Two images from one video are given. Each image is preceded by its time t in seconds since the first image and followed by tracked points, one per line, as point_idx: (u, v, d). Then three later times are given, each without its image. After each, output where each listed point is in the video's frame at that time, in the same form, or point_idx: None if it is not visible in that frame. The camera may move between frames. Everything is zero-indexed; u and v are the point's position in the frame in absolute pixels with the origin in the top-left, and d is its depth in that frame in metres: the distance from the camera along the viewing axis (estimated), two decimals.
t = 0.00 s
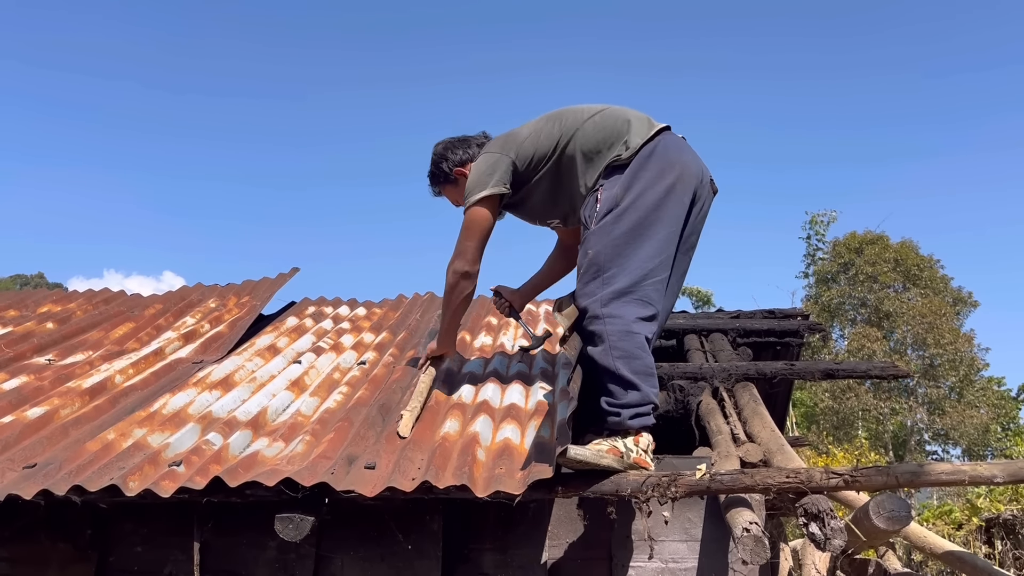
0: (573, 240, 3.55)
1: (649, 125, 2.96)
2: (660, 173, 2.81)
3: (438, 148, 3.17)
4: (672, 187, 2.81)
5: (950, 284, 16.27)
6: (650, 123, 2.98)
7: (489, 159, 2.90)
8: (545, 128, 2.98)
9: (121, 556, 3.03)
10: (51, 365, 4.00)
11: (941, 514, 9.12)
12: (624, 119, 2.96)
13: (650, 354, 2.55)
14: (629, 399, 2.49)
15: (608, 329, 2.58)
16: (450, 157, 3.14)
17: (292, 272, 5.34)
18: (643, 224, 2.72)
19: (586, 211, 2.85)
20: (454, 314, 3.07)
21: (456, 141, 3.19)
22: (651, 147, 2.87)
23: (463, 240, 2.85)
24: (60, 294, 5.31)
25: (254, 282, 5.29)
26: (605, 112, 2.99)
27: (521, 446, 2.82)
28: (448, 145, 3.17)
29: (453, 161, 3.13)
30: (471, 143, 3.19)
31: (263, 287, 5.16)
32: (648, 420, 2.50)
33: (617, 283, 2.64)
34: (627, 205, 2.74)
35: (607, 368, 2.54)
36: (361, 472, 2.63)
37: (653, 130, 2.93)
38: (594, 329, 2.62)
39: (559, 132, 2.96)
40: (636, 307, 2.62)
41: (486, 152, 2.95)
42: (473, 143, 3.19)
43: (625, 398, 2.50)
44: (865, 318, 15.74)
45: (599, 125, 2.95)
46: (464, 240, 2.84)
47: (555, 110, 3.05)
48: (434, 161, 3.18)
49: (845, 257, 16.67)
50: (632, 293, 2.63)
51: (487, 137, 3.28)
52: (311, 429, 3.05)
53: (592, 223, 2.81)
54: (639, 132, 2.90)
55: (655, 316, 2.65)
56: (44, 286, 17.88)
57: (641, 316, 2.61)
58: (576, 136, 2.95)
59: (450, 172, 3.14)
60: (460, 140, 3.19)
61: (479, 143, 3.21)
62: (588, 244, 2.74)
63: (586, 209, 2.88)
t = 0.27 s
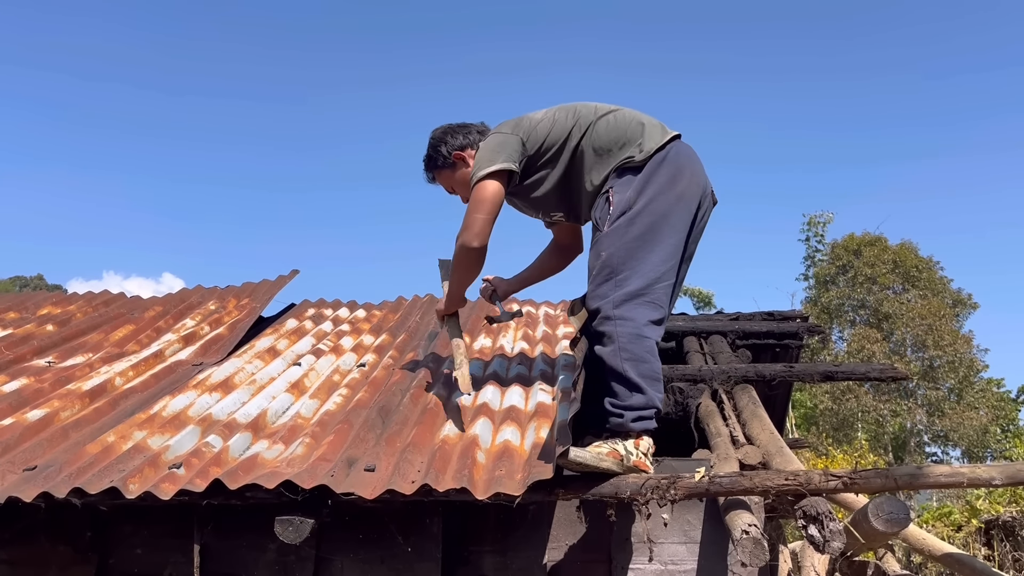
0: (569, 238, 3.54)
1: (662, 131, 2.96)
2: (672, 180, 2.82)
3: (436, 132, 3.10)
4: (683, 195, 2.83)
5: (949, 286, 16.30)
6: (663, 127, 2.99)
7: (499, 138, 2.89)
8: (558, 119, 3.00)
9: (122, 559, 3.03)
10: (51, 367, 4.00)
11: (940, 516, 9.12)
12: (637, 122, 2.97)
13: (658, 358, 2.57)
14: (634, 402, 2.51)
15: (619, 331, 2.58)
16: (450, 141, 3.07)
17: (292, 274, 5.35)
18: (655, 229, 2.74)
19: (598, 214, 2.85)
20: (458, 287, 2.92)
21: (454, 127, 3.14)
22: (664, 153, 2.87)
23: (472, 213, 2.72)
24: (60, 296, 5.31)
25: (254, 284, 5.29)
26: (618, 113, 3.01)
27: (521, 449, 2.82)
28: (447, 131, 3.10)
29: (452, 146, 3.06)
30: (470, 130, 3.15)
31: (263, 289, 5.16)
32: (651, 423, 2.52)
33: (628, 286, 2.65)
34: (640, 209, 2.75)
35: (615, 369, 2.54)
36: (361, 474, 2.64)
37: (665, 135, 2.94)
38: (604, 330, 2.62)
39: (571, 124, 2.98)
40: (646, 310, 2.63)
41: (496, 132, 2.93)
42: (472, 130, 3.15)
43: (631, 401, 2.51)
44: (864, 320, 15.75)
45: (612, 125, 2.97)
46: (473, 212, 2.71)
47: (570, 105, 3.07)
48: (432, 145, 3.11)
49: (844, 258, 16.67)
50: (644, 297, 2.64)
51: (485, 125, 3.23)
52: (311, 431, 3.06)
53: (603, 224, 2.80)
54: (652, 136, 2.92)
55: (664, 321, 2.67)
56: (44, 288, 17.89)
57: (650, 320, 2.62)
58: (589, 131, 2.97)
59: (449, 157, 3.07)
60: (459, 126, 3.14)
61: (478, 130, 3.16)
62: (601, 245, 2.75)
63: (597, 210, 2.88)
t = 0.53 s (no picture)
0: (561, 231, 3.53)
1: (672, 139, 2.97)
2: (682, 187, 2.85)
3: (439, 107, 3.02)
4: (691, 203, 2.86)
5: (947, 288, 16.33)
6: (672, 135, 3.01)
7: (510, 120, 2.87)
8: (571, 110, 2.99)
9: (121, 560, 3.03)
10: (51, 369, 4.00)
11: (939, 518, 9.13)
12: (647, 127, 2.99)
13: (665, 362, 2.60)
14: (639, 404, 2.53)
15: (629, 333, 2.60)
16: (452, 117, 2.99)
17: (291, 276, 5.35)
18: (666, 235, 2.76)
19: (608, 214, 2.83)
20: (472, 261, 2.91)
21: (457, 105, 3.06)
22: (675, 160, 2.90)
23: (492, 191, 2.70)
24: (60, 299, 5.32)
25: (253, 286, 5.30)
26: (629, 115, 3.02)
27: (521, 450, 2.83)
28: (450, 107, 3.02)
29: (454, 122, 2.98)
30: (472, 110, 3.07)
31: (262, 291, 5.17)
32: (652, 426, 2.55)
33: (639, 289, 2.67)
34: (653, 214, 2.76)
35: (623, 371, 2.55)
36: (361, 476, 2.64)
37: (675, 142, 2.96)
38: (614, 330, 2.63)
39: (582, 118, 2.97)
40: (656, 314, 2.65)
41: (507, 113, 2.92)
42: (474, 110, 3.06)
43: (635, 402, 2.54)
44: (863, 322, 15.78)
45: (622, 126, 2.97)
46: (495, 189, 2.69)
47: (582, 99, 3.07)
48: (433, 119, 3.01)
49: (841, 260, 16.67)
50: (654, 301, 2.66)
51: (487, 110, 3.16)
52: (310, 433, 3.06)
53: (614, 225, 2.79)
54: (662, 142, 2.93)
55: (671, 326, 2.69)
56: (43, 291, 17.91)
57: (660, 324, 2.64)
58: (600, 129, 2.96)
59: (449, 132, 2.98)
60: (462, 105, 3.06)
61: (480, 111, 3.08)
62: (613, 247, 2.74)
63: (606, 210, 2.87)
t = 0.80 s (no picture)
0: (555, 226, 3.53)
1: (679, 148, 2.98)
2: (687, 197, 2.88)
3: (445, 87, 2.98)
4: (694, 213, 2.89)
5: (945, 290, 16.35)
6: (679, 143, 3.02)
7: (521, 108, 2.86)
8: (583, 105, 2.99)
9: (120, 563, 3.03)
10: (49, 372, 4.00)
11: (938, 520, 9.12)
12: (654, 133, 2.99)
13: (667, 368, 2.62)
14: (641, 408, 2.53)
15: (635, 338, 2.60)
16: (457, 98, 2.95)
17: (290, 279, 5.35)
18: (672, 243, 2.78)
19: (615, 218, 2.82)
20: (485, 247, 2.90)
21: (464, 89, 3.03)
22: (680, 169, 2.92)
23: (509, 176, 2.69)
24: (58, 301, 5.31)
25: (252, 289, 5.30)
26: (637, 119, 3.02)
27: (520, 453, 2.84)
28: (457, 89, 2.99)
29: (459, 103, 2.94)
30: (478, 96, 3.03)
31: (261, 293, 5.17)
32: (652, 431, 2.55)
33: (646, 295, 2.67)
34: (661, 221, 2.77)
35: (629, 375, 2.55)
36: (360, 479, 2.64)
37: (681, 151, 2.97)
38: (619, 335, 2.63)
39: (592, 116, 2.96)
40: (661, 320, 2.66)
41: (520, 100, 2.92)
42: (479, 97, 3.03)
43: (637, 406, 2.54)
44: (861, 324, 15.79)
45: (631, 130, 2.97)
46: (512, 174, 2.68)
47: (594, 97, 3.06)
48: (438, 97, 2.97)
49: (839, 262, 16.66)
50: (660, 307, 2.67)
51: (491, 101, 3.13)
52: (309, 436, 3.06)
53: (621, 229, 2.78)
54: (669, 150, 2.94)
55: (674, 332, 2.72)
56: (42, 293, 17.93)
57: (664, 331, 2.66)
58: (609, 130, 2.96)
59: (454, 112, 2.93)
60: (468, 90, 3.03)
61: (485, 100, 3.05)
62: (621, 251, 2.74)
63: (611, 213, 2.85)
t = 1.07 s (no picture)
0: (547, 225, 3.51)
1: (679, 156, 3.00)
2: (685, 204, 2.90)
3: (449, 73, 2.97)
4: (692, 219, 2.92)
5: (943, 292, 16.39)
6: (679, 151, 3.03)
7: (527, 102, 2.83)
8: (588, 105, 2.97)
9: (117, 566, 3.03)
10: (47, 375, 4.00)
11: (936, 522, 9.11)
12: (655, 140, 3.00)
13: (664, 373, 2.63)
14: (639, 411, 2.54)
15: (635, 341, 2.61)
16: (461, 85, 2.94)
17: (289, 281, 5.35)
18: (670, 249, 2.80)
19: (615, 221, 2.81)
20: (492, 237, 2.86)
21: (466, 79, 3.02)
22: (679, 177, 2.95)
23: (521, 169, 2.66)
24: (56, 304, 5.31)
25: (250, 291, 5.30)
26: (639, 124, 3.02)
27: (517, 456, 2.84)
28: (460, 77, 2.98)
29: (463, 90, 2.92)
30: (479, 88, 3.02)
31: (259, 296, 5.18)
32: (650, 434, 2.56)
33: (646, 299, 2.68)
34: (661, 226, 2.79)
35: (629, 378, 2.56)
36: (357, 482, 2.64)
37: (681, 159, 2.98)
38: (619, 338, 2.63)
39: (596, 117, 2.95)
40: (659, 325, 2.68)
41: (527, 94, 2.88)
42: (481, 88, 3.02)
43: (636, 409, 2.54)
44: (859, 326, 15.81)
45: (633, 135, 2.97)
46: (524, 167, 2.65)
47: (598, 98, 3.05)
48: (442, 81, 2.94)
49: (838, 265, 16.72)
50: (659, 312, 2.69)
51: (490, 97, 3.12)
52: (307, 438, 3.06)
53: (621, 233, 2.78)
54: (670, 158, 2.95)
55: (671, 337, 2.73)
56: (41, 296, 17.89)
57: (662, 335, 2.67)
58: (612, 133, 2.96)
59: (459, 96, 2.91)
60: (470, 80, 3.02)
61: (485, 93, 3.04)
62: (622, 254, 2.74)
63: (611, 216, 2.85)
